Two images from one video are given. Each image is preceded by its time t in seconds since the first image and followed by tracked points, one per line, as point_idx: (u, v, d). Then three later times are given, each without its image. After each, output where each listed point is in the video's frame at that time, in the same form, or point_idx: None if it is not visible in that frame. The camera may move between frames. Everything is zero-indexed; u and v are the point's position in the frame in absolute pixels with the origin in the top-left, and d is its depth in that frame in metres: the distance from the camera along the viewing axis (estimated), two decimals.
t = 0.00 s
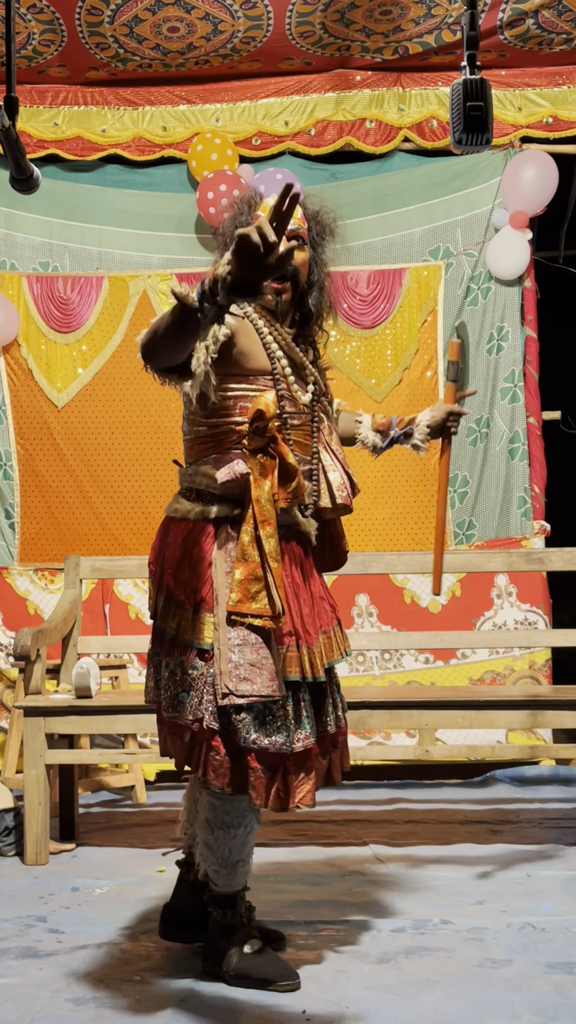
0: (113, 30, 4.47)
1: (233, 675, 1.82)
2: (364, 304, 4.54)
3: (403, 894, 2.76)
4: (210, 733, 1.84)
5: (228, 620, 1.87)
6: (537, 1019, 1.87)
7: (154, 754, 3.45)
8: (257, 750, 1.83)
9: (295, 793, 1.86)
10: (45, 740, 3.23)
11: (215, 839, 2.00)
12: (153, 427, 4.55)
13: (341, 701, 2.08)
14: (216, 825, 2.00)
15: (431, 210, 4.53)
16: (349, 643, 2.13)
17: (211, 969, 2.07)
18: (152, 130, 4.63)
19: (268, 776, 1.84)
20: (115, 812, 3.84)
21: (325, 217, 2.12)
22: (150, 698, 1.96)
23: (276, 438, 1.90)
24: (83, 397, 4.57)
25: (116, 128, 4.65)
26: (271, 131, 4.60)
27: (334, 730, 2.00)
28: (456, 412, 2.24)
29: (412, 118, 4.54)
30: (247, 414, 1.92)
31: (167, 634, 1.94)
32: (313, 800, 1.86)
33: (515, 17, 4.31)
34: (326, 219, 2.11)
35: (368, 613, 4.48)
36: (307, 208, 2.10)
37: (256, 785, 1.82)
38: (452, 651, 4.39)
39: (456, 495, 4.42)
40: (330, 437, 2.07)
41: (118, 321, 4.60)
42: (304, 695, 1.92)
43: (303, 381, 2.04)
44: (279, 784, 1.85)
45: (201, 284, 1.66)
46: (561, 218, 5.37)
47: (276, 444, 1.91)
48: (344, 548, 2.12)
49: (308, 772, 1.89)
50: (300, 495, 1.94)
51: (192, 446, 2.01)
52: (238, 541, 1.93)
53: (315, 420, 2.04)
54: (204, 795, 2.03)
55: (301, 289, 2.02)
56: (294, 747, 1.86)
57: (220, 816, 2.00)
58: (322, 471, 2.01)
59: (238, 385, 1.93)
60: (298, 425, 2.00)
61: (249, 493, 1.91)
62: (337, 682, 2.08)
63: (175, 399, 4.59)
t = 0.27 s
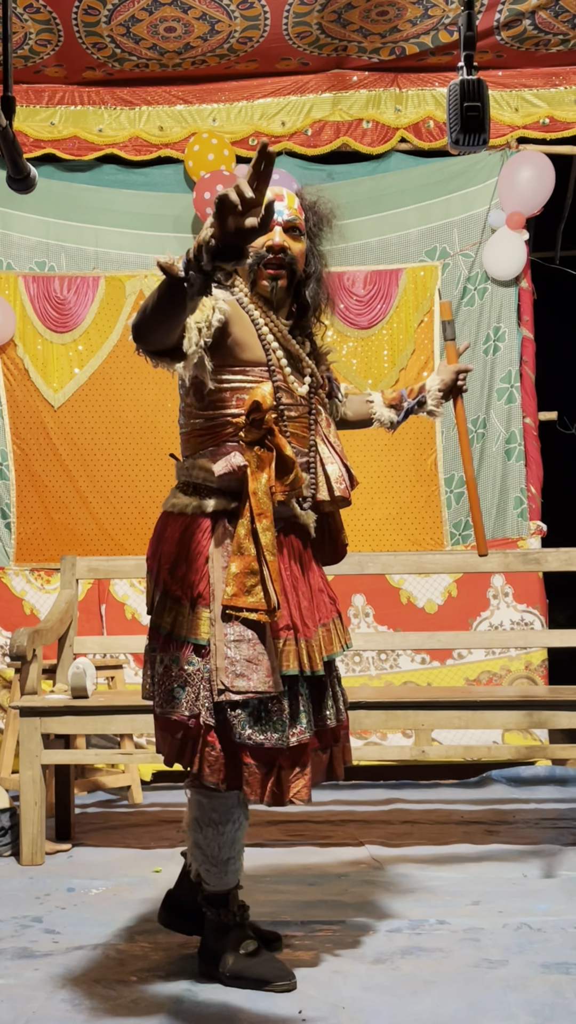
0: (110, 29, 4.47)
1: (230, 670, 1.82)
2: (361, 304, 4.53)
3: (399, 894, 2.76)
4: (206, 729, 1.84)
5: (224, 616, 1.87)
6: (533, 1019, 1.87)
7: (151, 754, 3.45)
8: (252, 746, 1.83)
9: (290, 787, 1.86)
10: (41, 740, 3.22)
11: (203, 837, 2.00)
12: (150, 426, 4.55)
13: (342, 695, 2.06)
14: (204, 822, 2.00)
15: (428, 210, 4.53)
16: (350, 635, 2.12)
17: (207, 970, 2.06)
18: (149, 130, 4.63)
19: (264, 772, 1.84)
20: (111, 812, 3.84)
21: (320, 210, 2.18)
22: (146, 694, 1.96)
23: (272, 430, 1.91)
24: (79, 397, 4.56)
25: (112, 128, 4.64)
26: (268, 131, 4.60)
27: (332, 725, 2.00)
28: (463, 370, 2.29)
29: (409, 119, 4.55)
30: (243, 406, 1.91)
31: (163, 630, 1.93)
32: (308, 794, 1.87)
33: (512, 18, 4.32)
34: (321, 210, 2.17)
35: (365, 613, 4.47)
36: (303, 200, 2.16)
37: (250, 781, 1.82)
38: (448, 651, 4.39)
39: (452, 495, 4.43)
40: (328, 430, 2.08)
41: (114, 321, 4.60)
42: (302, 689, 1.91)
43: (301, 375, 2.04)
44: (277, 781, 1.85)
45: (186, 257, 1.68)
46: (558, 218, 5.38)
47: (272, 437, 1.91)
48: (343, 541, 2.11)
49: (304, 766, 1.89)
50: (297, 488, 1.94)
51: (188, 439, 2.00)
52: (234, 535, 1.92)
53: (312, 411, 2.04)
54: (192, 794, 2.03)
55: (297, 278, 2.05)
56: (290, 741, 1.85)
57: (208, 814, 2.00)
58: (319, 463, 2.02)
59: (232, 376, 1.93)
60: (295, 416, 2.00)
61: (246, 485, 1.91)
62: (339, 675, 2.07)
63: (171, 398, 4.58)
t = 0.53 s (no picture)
0: (108, 29, 4.47)
1: (228, 670, 1.83)
2: (359, 304, 4.54)
3: (396, 894, 2.77)
4: (206, 730, 1.85)
5: (223, 616, 1.87)
6: (530, 1019, 1.87)
7: (148, 754, 3.45)
8: (253, 746, 1.83)
9: (295, 787, 1.86)
10: (38, 740, 3.22)
11: (201, 838, 2.00)
12: (148, 426, 4.55)
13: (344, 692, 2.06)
14: (201, 822, 2.00)
15: (426, 210, 4.53)
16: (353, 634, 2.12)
17: (203, 971, 2.06)
18: (147, 130, 4.63)
19: (268, 773, 1.83)
20: (108, 812, 3.84)
21: (319, 206, 2.17)
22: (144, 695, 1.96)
23: (269, 426, 1.91)
24: (77, 397, 4.56)
25: (110, 128, 4.64)
26: (266, 131, 4.59)
27: (337, 724, 1.99)
28: (469, 350, 2.39)
29: (407, 119, 4.55)
30: (240, 404, 1.92)
31: (161, 631, 1.93)
32: (315, 794, 1.86)
33: (510, 19, 4.33)
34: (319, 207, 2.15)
35: (363, 613, 4.47)
36: (301, 197, 2.15)
37: (255, 782, 1.81)
38: (446, 651, 4.39)
39: (450, 495, 4.43)
40: (327, 427, 2.09)
41: (112, 321, 4.60)
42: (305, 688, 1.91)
43: (301, 373, 2.05)
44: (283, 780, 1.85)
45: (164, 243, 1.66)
46: (556, 219, 5.38)
47: (270, 434, 1.91)
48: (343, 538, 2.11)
49: (310, 766, 1.89)
50: (296, 486, 1.93)
51: (186, 438, 2.01)
52: (232, 535, 1.92)
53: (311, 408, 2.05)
54: (189, 795, 2.03)
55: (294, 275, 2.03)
56: (293, 741, 1.85)
57: (204, 814, 2.00)
58: (318, 461, 2.01)
59: (228, 374, 1.93)
60: (293, 414, 2.00)
61: (244, 483, 1.92)
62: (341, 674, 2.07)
63: (169, 398, 4.57)
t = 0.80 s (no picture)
0: (107, 29, 4.47)
1: (223, 670, 1.83)
2: (358, 305, 4.54)
3: (395, 894, 2.77)
4: (200, 729, 1.85)
5: (218, 615, 1.87)
6: (529, 1019, 1.87)
7: (147, 754, 3.45)
8: (248, 746, 1.82)
9: (292, 788, 1.86)
10: (37, 740, 3.22)
11: (200, 837, 2.00)
12: (147, 426, 4.55)
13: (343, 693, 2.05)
14: (200, 821, 2.00)
15: (426, 211, 4.53)
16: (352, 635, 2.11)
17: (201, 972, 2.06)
18: (147, 130, 4.63)
19: (264, 773, 1.84)
20: (107, 812, 3.84)
21: (318, 202, 2.17)
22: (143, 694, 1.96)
23: (266, 426, 1.90)
24: (76, 397, 4.56)
25: (110, 128, 4.64)
26: (265, 131, 4.59)
27: (335, 725, 1.99)
28: (477, 350, 2.40)
29: (406, 119, 4.55)
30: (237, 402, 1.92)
31: (158, 630, 1.93)
32: (311, 795, 1.87)
33: (509, 19, 4.33)
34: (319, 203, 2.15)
35: (362, 613, 4.47)
36: (300, 194, 2.15)
37: (249, 782, 1.81)
38: (445, 652, 4.39)
39: (449, 495, 4.43)
40: (327, 427, 2.08)
41: (111, 321, 4.60)
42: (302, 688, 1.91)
43: (299, 372, 2.05)
44: (280, 779, 1.85)
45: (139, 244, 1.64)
46: (555, 219, 5.39)
47: (267, 434, 1.90)
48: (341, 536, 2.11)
49: (305, 766, 1.89)
50: (293, 486, 1.92)
51: (183, 436, 2.01)
52: (227, 535, 1.92)
53: (310, 407, 2.04)
54: (188, 794, 2.03)
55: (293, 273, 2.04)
56: (289, 741, 1.85)
57: (202, 813, 2.00)
58: (316, 462, 2.01)
59: (225, 373, 1.93)
60: (292, 413, 2.00)
61: (239, 482, 1.93)
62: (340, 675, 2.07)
63: (167, 398, 4.56)
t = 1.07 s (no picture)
0: (107, 30, 4.47)
1: (221, 664, 1.83)
2: (358, 304, 4.54)
3: (394, 894, 2.77)
4: (198, 723, 1.85)
5: (215, 609, 1.87)
6: (528, 1019, 1.88)
7: (147, 754, 3.46)
8: (246, 740, 1.82)
9: (291, 782, 1.86)
10: (37, 740, 3.23)
11: (199, 831, 2.01)
12: (147, 425, 4.54)
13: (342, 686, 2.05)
14: (199, 816, 2.00)
15: (425, 211, 4.53)
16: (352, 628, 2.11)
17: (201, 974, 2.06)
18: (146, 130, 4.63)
19: (263, 767, 1.83)
20: (107, 812, 3.84)
21: (315, 194, 2.18)
22: (143, 688, 1.97)
23: (262, 419, 1.90)
24: (76, 397, 4.56)
25: (110, 128, 4.64)
26: (265, 132, 4.60)
27: (334, 718, 1.99)
28: (487, 359, 2.35)
29: (406, 120, 4.55)
30: (234, 395, 1.92)
31: (156, 624, 1.93)
32: (309, 788, 1.87)
33: (509, 20, 4.33)
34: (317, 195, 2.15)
35: (361, 613, 4.47)
36: (297, 186, 2.16)
37: (249, 776, 1.81)
38: (444, 651, 4.40)
39: (449, 495, 4.43)
40: (326, 420, 2.07)
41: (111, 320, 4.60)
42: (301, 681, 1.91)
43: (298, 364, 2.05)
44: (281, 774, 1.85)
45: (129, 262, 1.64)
46: (554, 220, 5.39)
47: (263, 427, 1.91)
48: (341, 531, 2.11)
49: (305, 760, 1.89)
50: (291, 478, 1.92)
51: (181, 430, 2.00)
52: (224, 529, 1.92)
53: (310, 401, 2.05)
54: (186, 788, 2.04)
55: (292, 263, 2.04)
56: (288, 735, 1.84)
57: (200, 808, 2.00)
58: (315, 452, 2.01)
59: (219, 366, 1.94)
60: (290, 405, 2.00)
61: (235, 475, 1.92)
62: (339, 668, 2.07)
63: (165, 396, 4.58)
